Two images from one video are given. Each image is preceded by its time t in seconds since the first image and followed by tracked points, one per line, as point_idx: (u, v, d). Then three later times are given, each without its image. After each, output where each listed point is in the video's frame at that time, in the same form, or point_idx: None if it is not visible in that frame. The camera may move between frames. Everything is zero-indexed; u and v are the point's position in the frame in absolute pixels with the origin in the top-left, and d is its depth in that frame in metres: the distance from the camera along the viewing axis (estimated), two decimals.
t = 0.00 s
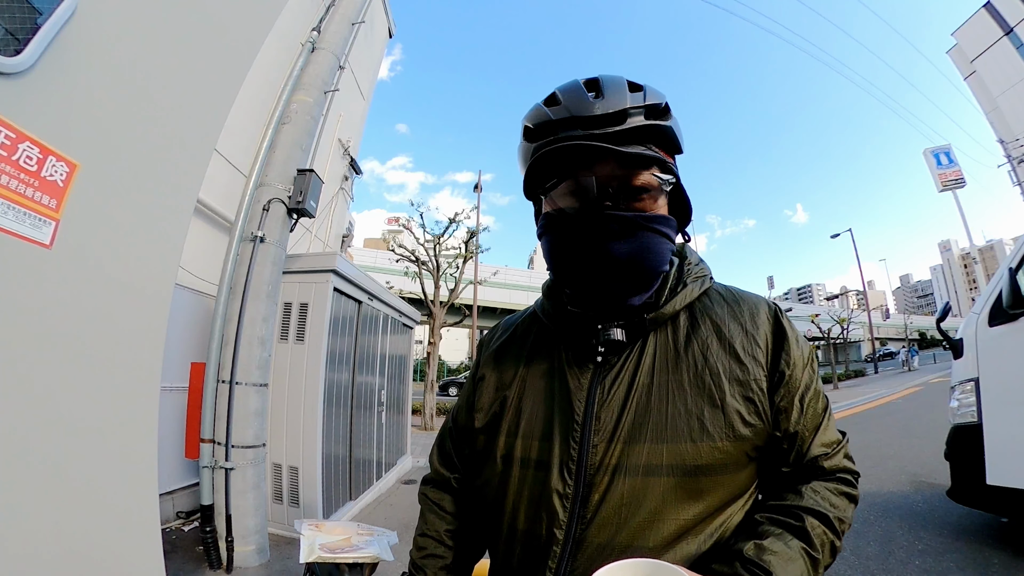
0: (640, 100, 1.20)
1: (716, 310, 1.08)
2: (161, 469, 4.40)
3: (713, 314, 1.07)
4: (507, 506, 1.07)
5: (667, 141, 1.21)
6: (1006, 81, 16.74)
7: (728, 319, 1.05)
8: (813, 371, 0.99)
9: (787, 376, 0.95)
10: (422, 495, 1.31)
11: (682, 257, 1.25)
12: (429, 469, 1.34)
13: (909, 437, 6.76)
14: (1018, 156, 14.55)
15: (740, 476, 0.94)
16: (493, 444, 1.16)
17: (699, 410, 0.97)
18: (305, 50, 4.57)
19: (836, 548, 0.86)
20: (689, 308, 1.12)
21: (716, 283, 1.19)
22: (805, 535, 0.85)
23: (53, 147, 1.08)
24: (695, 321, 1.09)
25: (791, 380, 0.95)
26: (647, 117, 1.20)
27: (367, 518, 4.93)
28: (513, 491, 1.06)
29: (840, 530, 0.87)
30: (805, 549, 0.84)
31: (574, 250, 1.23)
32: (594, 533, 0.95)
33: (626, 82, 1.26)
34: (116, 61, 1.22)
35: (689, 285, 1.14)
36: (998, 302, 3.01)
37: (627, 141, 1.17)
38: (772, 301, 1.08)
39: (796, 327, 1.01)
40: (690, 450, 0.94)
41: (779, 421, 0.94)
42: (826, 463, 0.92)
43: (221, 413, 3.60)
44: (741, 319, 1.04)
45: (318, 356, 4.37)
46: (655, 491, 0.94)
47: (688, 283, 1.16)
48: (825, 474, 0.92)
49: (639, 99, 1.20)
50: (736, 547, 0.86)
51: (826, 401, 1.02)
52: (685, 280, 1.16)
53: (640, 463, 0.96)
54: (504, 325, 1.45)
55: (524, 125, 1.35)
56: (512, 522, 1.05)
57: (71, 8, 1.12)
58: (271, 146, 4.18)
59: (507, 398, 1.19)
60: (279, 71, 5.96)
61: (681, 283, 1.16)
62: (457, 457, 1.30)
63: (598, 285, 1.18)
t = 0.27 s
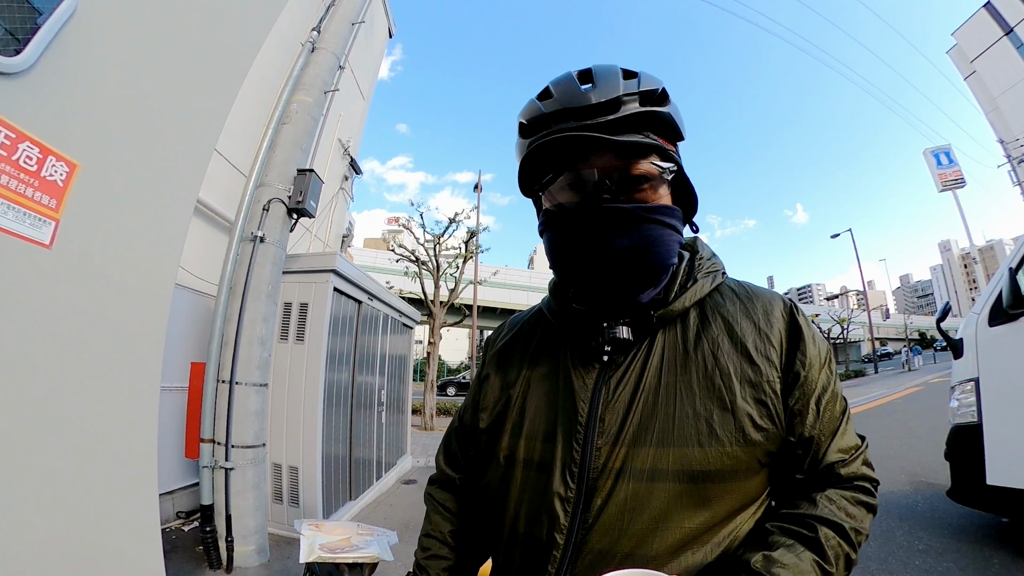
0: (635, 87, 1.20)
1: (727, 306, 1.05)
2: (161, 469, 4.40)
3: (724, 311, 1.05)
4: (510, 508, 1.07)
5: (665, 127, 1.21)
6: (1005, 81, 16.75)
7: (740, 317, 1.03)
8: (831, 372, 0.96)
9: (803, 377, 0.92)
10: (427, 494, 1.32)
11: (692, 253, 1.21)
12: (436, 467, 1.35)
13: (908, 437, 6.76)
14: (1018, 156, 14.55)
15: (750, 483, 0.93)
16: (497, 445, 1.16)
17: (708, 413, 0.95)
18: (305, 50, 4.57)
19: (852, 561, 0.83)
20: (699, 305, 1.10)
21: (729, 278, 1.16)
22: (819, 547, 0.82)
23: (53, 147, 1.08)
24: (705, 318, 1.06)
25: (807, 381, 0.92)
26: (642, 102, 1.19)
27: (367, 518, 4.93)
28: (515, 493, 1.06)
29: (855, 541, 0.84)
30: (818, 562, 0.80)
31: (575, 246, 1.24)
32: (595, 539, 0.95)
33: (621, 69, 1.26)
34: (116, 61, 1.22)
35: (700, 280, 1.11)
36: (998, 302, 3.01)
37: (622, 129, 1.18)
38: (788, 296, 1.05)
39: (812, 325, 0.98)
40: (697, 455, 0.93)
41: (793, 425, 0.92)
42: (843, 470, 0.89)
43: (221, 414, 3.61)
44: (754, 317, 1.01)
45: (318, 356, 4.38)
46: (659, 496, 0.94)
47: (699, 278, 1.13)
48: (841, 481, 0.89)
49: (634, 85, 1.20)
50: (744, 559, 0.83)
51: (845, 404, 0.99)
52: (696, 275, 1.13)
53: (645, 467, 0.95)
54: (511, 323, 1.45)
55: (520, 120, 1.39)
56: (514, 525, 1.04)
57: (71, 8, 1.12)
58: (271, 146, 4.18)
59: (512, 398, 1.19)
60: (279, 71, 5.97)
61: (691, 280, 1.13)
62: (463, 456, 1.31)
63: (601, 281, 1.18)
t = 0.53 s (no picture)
0: (639, 76, 1.19)
1: (738, 301, 1.04)
2: (161, 469, 4.40)
3: (735, 306, 1.04)
4: (516, 511, 1.06)
5: (671, 117, 1.20)
6: (1005, 82, 16.75)
7: (752, 311, 1.01)
8: (849, 369, 0.94)
9: (820, 374, 0.91)
10: (433, 496, 1.33)
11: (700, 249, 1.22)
12: (442, 469, 1.36)
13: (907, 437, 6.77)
14: (1018, 156, 14.55)
15: (764, 486, 0.91)
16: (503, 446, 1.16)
17: (720, 413, 0.94)
18: (305, 50, 4.57)
19: (871, 568, 0.82)
20: (710, 300, 1.09)
21: (740, 272, 1.15)
22: (836, 555, 0.81)
23: (53, 147, 1.08)
24: (716, 314, 1.05)
25: (824, 378, 0.90)
26: (647, 93, 1.19)
27: (367, 518, 4.93)
28: (521, 495, 1.06)
29: (875, 548, 0.83)
30: (834, 569, 0.80)
31: (581, 243, 1.24)
32: (601, 544, 0.94)
33: (624, 59, 1.26)
34: (116, 60, 1.22)
35: (710, 275, 1.11)
36: (998, 302, 3.01)
37: (626, 118, 1.18)
38: (803, 290, 1.03)
39: (828, 320, 0.97)
40: (708, 457, 0.92)
41: (809, 426, 0.90)
42: (862, 473, 0.87)
43: (221, 414, 3.60)
44: (768, 312, 1.00)
45: (318, 356, 4.37)
46: (667, 499, 0.93)
47: (709, 273, 1.13)
48: (860, 484, 0.88)
49: (638, 74, 1.20)
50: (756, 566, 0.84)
51: (864, 403, 0.97)
52: (706, 270, 1.13)
53: (653, 469, 0.94)
54: (517, 322, 1.46)
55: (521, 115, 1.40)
56: (521, 529, 1.04)
57: (71, 9, 1.12)
58: (271, 147, 4.18)
59: (518, 400, 1.19)
60: (279, 71, 5.96)
61: (701, 274, 1.12)
62: (468, 458, 1.31)
63: (606, 280, 1.19)
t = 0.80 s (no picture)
0: (639, 70, 1.19)
1: (745, 299, 1.04)
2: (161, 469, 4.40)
3: (742, 304, 1.04)
4: (521, 512, 1.06)
5: (672, 112, 1.20)
6: (1005, 82, 16.74)
7: (759, 309, 1.01)
8: (858, 367, 0.93)
9: (829, 372, 0.90)
10: (437, 498, 1.34)
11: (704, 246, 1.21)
12: (446, 470, 1.36)
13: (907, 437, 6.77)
14: (1018, 156, 14.54)
15: (773, 487, 0.90)
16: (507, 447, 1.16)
17: (727, 413, 0.94)
18: (305, 50, 4.57)
19: (883, 571, 0.81)
20: (716, 297, 1.09)
21: (747, 269, 1.15)
22: (848, 558, 0.81)
23: (53, 147, 1.08)
24: (722, 312, 1.05)
25: (834, 376, 0.90)
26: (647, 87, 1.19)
27: (367, 518, 4.93)
28: (526, 496, 1.07)
29: (888, 552, 0.82)
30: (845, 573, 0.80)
31: (584, 242, 1.24)
32: (607, 546, 0.93)
33: (623, 54, 1.27)
34: (116, 60, 1.22)
35: (716, 272, 1.11)
36: (998, 302, 3.01)
37: (626, 113, 1.18)
38: (811, 286, 1.03)
39: (837, 317, 0.96)
40: (715, 459, 0.91)
41: (819, 425, 0.89)
42: (874, 474, 0.87)
43: (221, 414, 3.61)
44: (776, 310, 1.00)
45: (318, 356, 4.38)
46: (673, 501, 0.92)
47: (714, 270, 1.12)
48: (873, 486, 0.87)
49: (637, 69, 1.20)
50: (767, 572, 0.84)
51: (876, 401, 0.96)
52: (711, 267, 1.13)
53: (659, 470, 0.94)
54: (520, 323, 1.46)
55: (520, 112, 1.40)
56: (526, 531, 1.04)
57: (71, 9, 1.12)
58: (271, 147, 4.18)
59: (522, 401, 1.20)
60: (279, 72, 5.96)
61: (706, 271, 1.12)
62: (472, 459, 1.32)
63: (611, 278, 1.19)
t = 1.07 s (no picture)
0: (639, 67, 1.19)
1: (748, 298, 1.04)
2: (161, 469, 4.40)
3: (745, 303, 1.03)
4: (522, 513, 1.06)
5: (673, 108, 1.20)
6: (1005, 82, 16.75)
7: (762, 308, 1.01)
8: (862, 366, 0.93)
9: (833, 372, 0.89)
10: (438, 498, 1.35)
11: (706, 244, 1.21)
12: (447, 470, 1.37)
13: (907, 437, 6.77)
14: (1018, 156, 14.55)
15: (776, 488, 0.90)
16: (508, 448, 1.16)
17: (730, 414, 0.93)
18: (305, 50, 4.57)
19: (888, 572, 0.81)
20: (719, 295, 1.09)
21: (749, 267, 1.14)
22: (852, 559, 0.80)
23: (53, 147, 1.08)
24: (725, 312, 1.04)
25: (837, 375, 0.89)
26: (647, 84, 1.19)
27: (367, 518, 4.93)
28: (526, 497, 1.06)
29: (893, 552, 0.82)
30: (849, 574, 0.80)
31: (585, 241, 1.24)
32: (608, 547, 0.93)
33: (623, 51, 1.26)
34: (117, 59, 1.22)
35: (717, 270, 1.11)
36: (998, 302, 3.01)
37: (627, 110, 1.17)
38: (814, 284, 1.02)
39: (840, 315, 0.95)
40: (717, 459, 0.91)
41: (823, 425, 0.89)
42: (879, 474, 0.86)
43: (221, 414, 3.60)
44: (779, 309, 0.99)
45: (318, 356, 4.37)
46: (675, 502, 0.92)
47: (716, 268, 1.12)
48: (877, 486, 0.87)
49: (638, 65, 1.19)
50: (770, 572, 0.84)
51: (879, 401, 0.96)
52: (713, 265, 1.13)
53: (661, 470, 0.94)
54: (520, 323, 1.46)
55: (520, 110, 1.39)
56: (528, 532, 1.04)
57: (71, 8, 1.12)
58: (271, 147, 4.18)
59: (522, 401, 1.20)
60: (279, 71, 5.96)
61: (708, 270, 1.12)
62: (473, 459, 1.32)
63: (612, 277, 1.19)
